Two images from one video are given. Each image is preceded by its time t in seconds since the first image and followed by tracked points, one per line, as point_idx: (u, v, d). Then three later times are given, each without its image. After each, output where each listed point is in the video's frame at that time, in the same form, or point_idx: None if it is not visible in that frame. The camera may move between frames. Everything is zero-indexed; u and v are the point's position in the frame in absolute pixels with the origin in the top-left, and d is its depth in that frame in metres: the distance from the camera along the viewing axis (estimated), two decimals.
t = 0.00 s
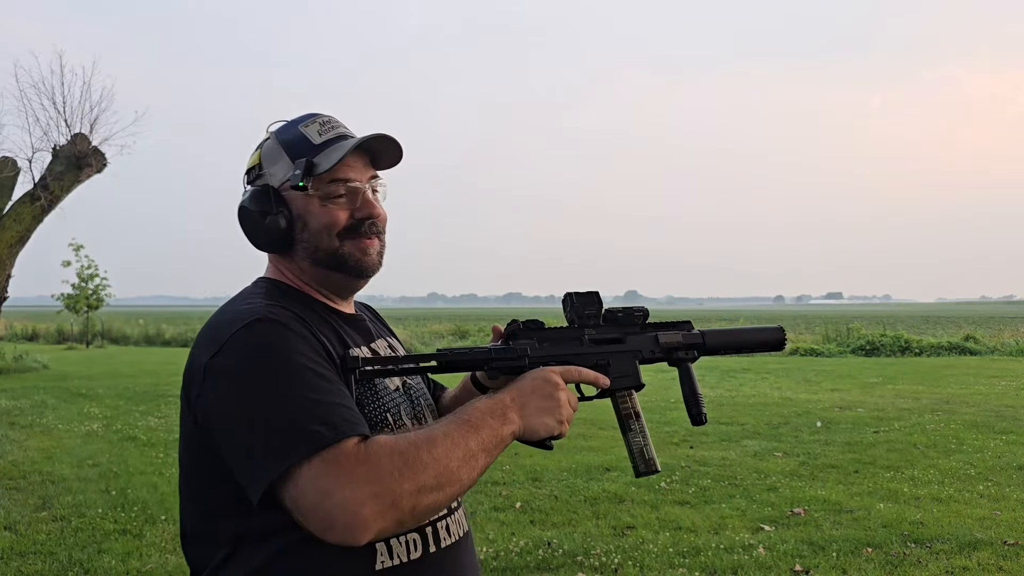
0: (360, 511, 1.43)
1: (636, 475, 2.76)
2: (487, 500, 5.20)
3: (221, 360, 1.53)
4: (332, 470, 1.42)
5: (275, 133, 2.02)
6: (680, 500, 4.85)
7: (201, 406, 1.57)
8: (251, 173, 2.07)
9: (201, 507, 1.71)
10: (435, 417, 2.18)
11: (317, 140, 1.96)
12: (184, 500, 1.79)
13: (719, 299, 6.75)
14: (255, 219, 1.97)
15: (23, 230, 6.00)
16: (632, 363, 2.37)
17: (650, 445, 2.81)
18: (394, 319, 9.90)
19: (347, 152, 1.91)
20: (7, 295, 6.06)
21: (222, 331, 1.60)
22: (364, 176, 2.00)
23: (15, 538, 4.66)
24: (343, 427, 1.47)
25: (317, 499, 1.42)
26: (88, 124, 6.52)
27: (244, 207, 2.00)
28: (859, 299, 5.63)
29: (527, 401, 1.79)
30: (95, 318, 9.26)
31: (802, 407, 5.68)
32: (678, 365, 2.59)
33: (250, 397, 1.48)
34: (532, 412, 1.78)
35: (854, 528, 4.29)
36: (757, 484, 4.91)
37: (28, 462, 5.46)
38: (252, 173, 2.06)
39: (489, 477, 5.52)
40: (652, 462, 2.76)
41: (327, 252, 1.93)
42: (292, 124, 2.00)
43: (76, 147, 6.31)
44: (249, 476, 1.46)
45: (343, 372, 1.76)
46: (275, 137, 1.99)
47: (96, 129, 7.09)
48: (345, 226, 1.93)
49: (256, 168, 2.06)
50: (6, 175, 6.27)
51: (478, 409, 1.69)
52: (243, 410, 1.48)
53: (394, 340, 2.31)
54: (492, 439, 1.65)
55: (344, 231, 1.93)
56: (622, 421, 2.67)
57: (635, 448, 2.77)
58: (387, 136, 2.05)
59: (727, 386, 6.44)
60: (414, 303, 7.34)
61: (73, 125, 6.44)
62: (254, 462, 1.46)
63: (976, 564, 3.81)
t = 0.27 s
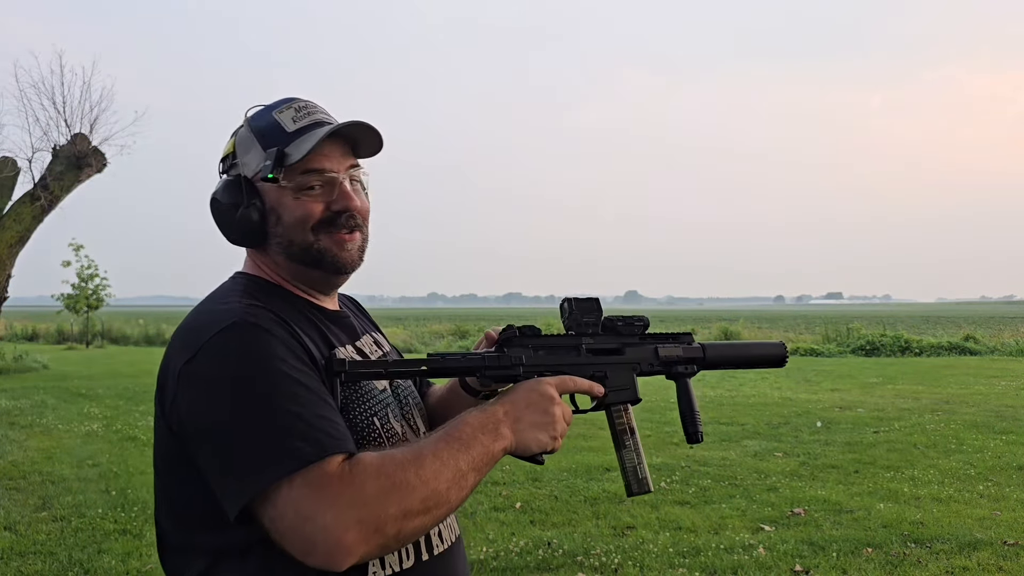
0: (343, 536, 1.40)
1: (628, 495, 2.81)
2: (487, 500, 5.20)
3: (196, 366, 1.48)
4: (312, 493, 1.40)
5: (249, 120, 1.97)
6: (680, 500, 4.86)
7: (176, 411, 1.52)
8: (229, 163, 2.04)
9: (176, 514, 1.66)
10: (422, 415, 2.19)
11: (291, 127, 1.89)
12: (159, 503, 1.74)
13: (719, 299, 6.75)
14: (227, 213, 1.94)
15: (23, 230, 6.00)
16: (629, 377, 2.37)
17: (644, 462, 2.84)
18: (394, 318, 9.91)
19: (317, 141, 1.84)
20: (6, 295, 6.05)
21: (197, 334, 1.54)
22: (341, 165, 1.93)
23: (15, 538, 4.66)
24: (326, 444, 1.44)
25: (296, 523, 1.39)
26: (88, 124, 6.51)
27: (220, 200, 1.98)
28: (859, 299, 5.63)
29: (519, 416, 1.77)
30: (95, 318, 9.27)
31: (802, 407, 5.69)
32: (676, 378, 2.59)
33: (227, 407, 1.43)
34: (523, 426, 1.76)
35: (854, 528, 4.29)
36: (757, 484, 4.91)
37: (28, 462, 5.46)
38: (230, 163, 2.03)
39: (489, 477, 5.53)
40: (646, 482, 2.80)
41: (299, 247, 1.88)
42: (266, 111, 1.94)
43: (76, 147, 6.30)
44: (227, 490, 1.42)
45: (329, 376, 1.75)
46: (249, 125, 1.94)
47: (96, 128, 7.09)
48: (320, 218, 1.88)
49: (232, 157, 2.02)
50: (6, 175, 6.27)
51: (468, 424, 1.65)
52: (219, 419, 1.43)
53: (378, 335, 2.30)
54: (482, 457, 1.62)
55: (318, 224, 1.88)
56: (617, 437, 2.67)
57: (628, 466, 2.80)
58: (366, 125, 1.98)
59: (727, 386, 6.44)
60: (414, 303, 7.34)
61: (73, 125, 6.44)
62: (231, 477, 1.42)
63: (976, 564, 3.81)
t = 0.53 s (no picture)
0: (319, 554, 1.40)
1: (621, 507, 2.76)
2: (487, 500, 5.20)
3: (171, 373, 1.47)
4: (289, 510, 1.40)
5: (213, 114, 1.95)
6: (680, 500, 4.87)
7: (151, 416, 1.52)
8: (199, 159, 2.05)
9: (150, 518, 1.66)
10: (409, 413, 2.21)
11: (250, 122, 1.86)
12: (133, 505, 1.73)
13: (719, 299, 6.75)
14: (193, 213, 1.97)
15: (23, 230, 6.00)
16: (623, 382, 2.38)
17: (637, 473, 2.83)
18: (395, 318, 9.91)
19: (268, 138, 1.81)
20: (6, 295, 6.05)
21: (172, 339, 1.53)
22: (301, 161, 1.90)
23: (15, 538, 4.66)
24: (304, 458, 1.44)
25: (272, 540, 1.40)
26: (88, 125, 6.51)
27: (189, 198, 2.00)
28: (858, 299, 5.63)
29: (506, 424, 1.77)
30: (96, 318, 9.27)
31: (802, 407, 5.71)
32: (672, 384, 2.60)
33: (202, 416, 1.43)
34: (509, 435, 1.76)
35: (854, 528, 4.29)
36: (757, 484, 4.91)
37: (28, 462, 5.46)
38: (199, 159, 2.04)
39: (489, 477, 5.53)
40: (639, 492, 2.76)
41: (261, 249, 1.88)
42: (228, 105, 1.91)
43: (76, 147, 6.31)
44: (202, 502, 1.42)
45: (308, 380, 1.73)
46: (210, 121, 1.93)
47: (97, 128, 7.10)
48: (281, 218, 1.87)
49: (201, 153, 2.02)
50: (6, 175, 6.27)
51: (452, 434, 1.64)
52: (194, 428, 1.43)
53: (362, 331, 2.31)
54: (466, 469, 1.61)
55: (279, 225, 1.87)
56: (610, 443, 2.68)
57: (621, 476, 2.79)
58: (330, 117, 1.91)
59: (727, 386, 6.45)
60: (414, 303, 7.34)
61: (73, 125, 6.44)
62: (206, 488, 1.42)
63: (976, 563, 3.80)
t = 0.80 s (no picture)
0: None
1: (616, 514, 2.80)
2: (487, 500, 5.19)
3: (155, 381, 1.46)
4: (275, 531, 1.39)
5: (190, 110, 1.93)
6: (680, 500, 4.86)
7: (134, 423, 1.50)
8: (178, 156, 2.03)
9: (131, 526, 1.64)
10: (396, 415, 2.22)
11: (228, 118, 1.84)
12: (113, 510, 1.71)
13: (719, 300, 6.74)
14: (171, 212, 1.96)
15: (22, 229, 5.99)
16: (618, 388, 2.37)
17: (632, 481, 2.83)
18: (395, 318, 9.89)
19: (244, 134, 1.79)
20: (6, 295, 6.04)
21: (156, 346, 1.51)
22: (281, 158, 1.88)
23: (15, 538, 4.65)
24: (290, 476, 1.44)
25: (259, 563, 1.39)
26: (88, 124, 6.50)
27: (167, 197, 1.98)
28: (859, 299, 5.62)
29: (498, 435, 1.75)
30: (95, 318, 9.25)
31: (802, 407, 5.70)
32: (668, 387, 2.58)
33: (186, 426, 1.41)
34: (500, 446, 1.75)
35: (855, 528, 4.28)
36: (757, 484, 4.90)
37: (27, 462, 5.45)
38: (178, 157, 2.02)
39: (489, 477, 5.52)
40: (634, 501, 2.80)
41: (239, 250, 1.86)
42: (205, 101, 1.90)
43: (76, 146, 6.29)
44: (185, 517, 1.41)
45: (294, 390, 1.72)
46: (188, 118, 1.91)
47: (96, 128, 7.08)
48: (260, 218, 1.85)
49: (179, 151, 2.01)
50: (5, 175, 6.25)
51: (442, 449, 1.63)
52: (178, 439, 1.42)
53: (348, 330, 2.31)
54: (456, 484, 1.60)
55: (259, 225, 1.85)
56: (605, 452, 2.65)
57: (615, 484, 2.79)
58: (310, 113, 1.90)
59: (727, 386, 6.44)
60: (414, 302, 7.32)
61: (73, 125, 6.42)
62: (190, 503, 1.40)
63: (977, 564, 3.80)
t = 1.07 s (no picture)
0: None
1: (615, 518, 2.82)
2: (487, 500, 5.17)
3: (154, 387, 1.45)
4: (280, 547, 1.39)
5: (195, 100, 1.91)
6: (680, 500, 4.85)
7: (130, 428, 1.49)
8: (171, 149, 1.96)
9: (120, 532, 1.62)
10: (389, 416, 2.22)
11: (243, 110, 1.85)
12: (101, 514, 1.70)
13: (719, 300, 6.74)
14: (172, 202, 1.87)
15: (22, 229, 6.00)
16: (620, 390, 2.37)
17: (631, 484, 2.84)
18: (395, 318, 9.89)
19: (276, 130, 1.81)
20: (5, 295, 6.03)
21: (154, 350, 1.50)
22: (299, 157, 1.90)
23: (14, 538, 4.66)
24: (292, 488, 1.44)
25: None
26: (88, 124, 6.49)
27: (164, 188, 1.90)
28: (859, 299, 5.62)
29: (498, 442, 1.77)
30: (94, 318, 9.23)
31: (802, 407, 5.62)
32: (670, 387, 2.60)
33: (186, 434, 1.41)
34: (500, 452, 1.76)
35: (855, 528, 4.28)
36: (757, 484, 4.90)
37: (28, 462, 5.45)
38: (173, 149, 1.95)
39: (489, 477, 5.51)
40: (632, 504, 2.81)
41: (254, 246, 1.85)
42: (216, 94, 1.89)
43: (76, 146, 6.28)
44: (182, 528, 1.40)
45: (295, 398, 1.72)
46: (198, 110, 1.88)
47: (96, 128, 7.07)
48: (276, 214, 1.85)
49: (176, 143, 1.94)
50: (5, 175, 6.24)
51: (443, 457, 1.64)
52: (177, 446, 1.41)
53: (337, 327, 2.30)
54: (458, 492, 1.62)
55: (274, 222, 1.85)
56: (605, 455, 2.68)
57: (616, 487, 2.79)
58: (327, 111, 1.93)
59: (726, 385, 6.42)
60: (414, 302, 7.31)
61: (72, 125, 6.41)
62: (188, 516, 1.39)
63: (976, 564, 3.82)
